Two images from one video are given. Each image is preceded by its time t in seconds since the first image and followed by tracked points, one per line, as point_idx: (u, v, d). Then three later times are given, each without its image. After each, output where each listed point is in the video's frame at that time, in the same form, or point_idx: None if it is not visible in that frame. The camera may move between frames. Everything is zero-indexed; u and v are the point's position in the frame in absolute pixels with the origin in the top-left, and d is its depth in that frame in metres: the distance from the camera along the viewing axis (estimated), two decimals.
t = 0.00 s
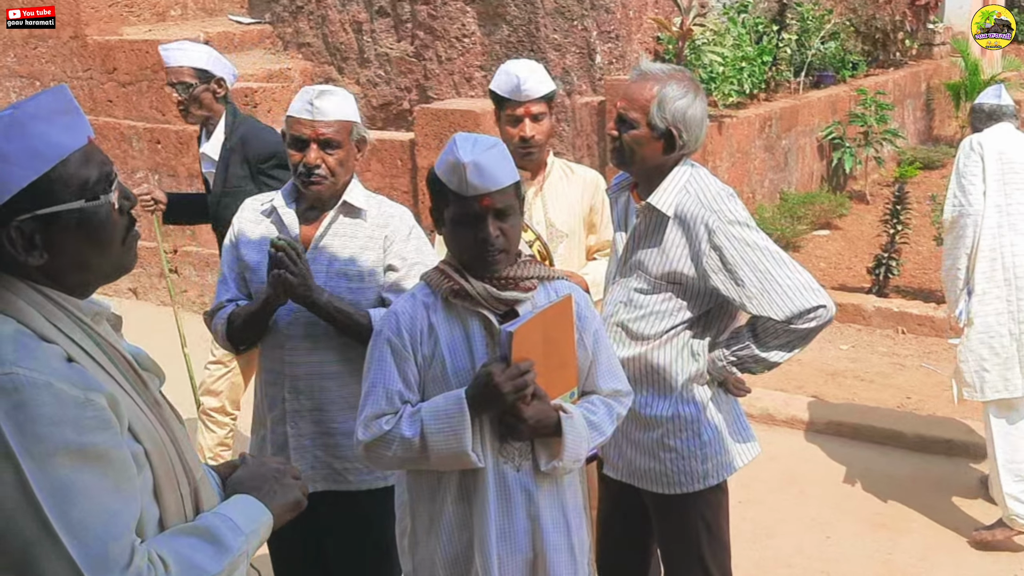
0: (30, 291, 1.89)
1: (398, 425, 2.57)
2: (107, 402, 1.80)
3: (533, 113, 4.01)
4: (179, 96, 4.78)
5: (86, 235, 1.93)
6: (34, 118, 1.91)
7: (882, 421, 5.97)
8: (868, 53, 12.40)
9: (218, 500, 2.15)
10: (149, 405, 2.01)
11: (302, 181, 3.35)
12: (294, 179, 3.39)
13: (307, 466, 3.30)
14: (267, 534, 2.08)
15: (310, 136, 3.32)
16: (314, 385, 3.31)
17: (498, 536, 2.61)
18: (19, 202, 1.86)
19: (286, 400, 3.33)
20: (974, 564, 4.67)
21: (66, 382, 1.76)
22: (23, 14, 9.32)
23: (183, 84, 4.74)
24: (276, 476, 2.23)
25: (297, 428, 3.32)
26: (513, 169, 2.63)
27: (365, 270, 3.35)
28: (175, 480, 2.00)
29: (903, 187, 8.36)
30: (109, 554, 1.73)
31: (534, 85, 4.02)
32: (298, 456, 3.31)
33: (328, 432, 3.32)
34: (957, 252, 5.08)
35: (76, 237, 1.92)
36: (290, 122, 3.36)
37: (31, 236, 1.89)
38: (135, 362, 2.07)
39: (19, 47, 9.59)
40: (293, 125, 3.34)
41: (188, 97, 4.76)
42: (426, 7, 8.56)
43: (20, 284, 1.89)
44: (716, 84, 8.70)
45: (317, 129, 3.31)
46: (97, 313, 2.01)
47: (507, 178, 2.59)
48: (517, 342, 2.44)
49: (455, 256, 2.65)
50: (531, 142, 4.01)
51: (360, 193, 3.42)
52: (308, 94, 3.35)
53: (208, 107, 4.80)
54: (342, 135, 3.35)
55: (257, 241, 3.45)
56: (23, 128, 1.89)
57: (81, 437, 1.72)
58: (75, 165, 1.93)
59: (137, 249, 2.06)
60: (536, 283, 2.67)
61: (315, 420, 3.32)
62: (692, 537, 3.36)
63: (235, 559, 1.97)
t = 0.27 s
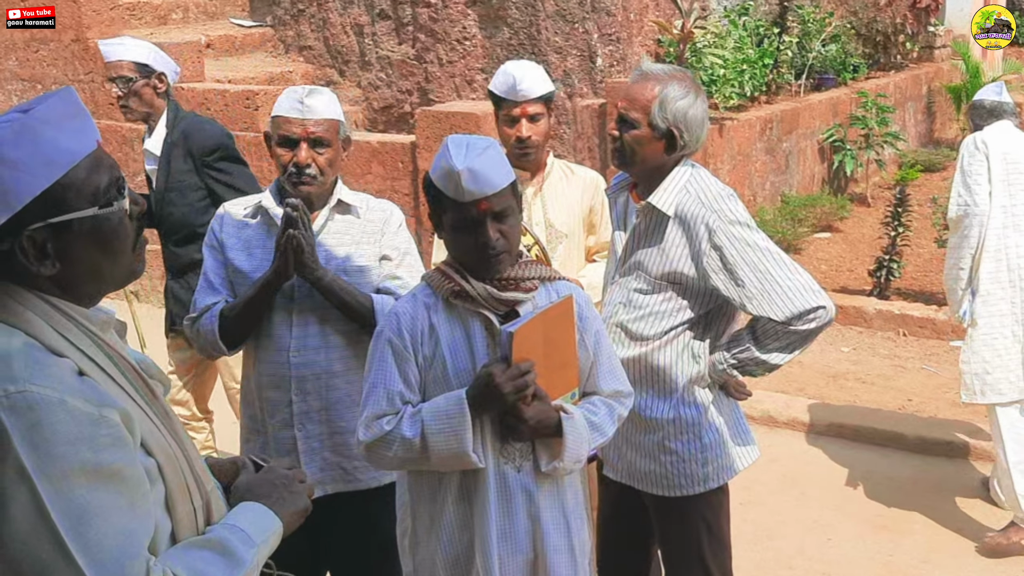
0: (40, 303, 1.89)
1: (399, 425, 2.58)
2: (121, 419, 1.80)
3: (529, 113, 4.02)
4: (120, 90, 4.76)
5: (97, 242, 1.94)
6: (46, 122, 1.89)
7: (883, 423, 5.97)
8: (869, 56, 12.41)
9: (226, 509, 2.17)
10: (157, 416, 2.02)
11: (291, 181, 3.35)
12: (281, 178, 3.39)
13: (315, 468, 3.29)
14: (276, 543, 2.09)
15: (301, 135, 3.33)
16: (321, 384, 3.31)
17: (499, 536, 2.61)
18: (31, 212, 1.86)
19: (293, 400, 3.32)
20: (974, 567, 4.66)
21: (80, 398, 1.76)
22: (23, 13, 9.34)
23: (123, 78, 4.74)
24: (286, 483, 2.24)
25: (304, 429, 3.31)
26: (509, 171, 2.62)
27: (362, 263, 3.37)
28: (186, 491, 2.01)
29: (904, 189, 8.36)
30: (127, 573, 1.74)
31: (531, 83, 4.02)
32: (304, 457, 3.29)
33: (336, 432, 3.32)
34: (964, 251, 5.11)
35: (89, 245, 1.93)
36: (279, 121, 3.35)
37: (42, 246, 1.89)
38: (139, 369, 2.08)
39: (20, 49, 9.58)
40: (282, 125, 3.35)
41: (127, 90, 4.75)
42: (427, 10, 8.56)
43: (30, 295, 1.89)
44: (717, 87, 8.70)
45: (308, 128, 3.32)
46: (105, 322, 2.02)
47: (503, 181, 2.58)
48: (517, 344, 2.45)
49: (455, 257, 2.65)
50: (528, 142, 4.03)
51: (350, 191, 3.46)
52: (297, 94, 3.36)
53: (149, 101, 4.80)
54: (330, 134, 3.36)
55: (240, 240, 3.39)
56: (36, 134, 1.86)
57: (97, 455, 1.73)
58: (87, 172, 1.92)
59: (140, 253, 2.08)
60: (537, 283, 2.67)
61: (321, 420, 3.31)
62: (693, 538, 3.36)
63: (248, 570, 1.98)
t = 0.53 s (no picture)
0: (38, 309, 1.89)
1: (399, 428, 2.58)
2: (122, 428, 1.80)
3: (526, 112, 4.03)
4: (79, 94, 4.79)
5: (97, 248, 1.94)
6: (45, 127, 1.87)
7: (883, 425, 5.97)
8: (869, 59, 12.42)
9: (229, 512, 2.17)
10: (159, 421, 2.01)
11: (255, 181, 3.33)
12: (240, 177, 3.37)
13: (311, 464, 3.29)
14: (279, 548, 2.09)
15: (261, 135, 3.30)
16: (313, 378, 3.31)
17: (499, 538, 2.61)
18: (30, 218, 1.85)
19: (285, 398, 3.29)
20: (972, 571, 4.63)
21: (80, 408, 1.76)
22: (23, 14, 9.34)
23: (81, 81, 4.77)
24: (293, 488, 2.24)
25: (299, 425, 3.29)
26: (505, 171, 2.60)
27: (339, 256, 3.46)
28: (190, 497, 2.01)
29: (904, 191, 8.35)
30: None
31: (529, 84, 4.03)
32: (302, 453, 3.29)
33: (330, 425, 3.32)
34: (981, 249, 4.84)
35: (88, 250, 1.93)
36: (237, 122, 3.31)
37: (41, 252, 1.89)
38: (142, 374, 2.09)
39: (20, 52, 9.57)
40: (241, 127, 3.30)
41: (85, 94, 4.79)
42: (427, 12, 8.56)
43: (28, 302, 1.89)
44: (718, 89, 8.70)
45: (268, 127, 3.30)
46: (104, 327, 2.02)
47: (500, 180, 2.57)
48: (516, 345, 2.43)
49: (454, 259, 2.65)
50: (525, 141, 4.04)
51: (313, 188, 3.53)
52: (252, 94, 3.33)
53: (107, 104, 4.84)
54: (291, 132, 3.35)
55: (207, 245, 3.36)
56: (34, 140, 1.85)
57: (97, 466, 1.73)
58: (86, 178, 1.92)
59: (140, 257, 2.08)
60: (537, 284, 2.67)
61: (317, 416, 3.31)
62: (694, 539, 3.37)
63: None
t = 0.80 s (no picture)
0: (31, 308, 1.89)
1: (398, 428, 2.58)
2: (119, 428, 1.80)
3: (526, 112, 4.04)
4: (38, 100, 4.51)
5: (91, 247, 1.94)
6: (35, 125, 1.88)
7: (884, 426, 5.96)
8: (868, 61, 12.43)
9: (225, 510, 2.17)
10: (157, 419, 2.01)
11: (226, 181, 3.31)
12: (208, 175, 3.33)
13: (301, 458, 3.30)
14: (273, 548, 2.11)
15: (231, 136, 3.26)
16: (298, 374, 3.32)
17: (499, 537, 2.62)
18: (23, 217, 1.85)
19: (273, 395, 3.30)
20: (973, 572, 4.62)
21: (76, 409, 1.76)
22: (23, 14, 9.37)
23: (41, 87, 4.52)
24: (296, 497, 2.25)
25: (288, 422, 3.31)
26: (503, 169, 2.60)
27: (318, 250, 3.50)
28: (187, 496, 2.01)
29: (903, 192, 8.35)
30: None
31: (527, 84, 4.04)
32: (291, 447, 3.30)
33: (316, 420, 3.34)
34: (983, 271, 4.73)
35: (80, 249, 1.93)
36: (204, 124, 3.25)
37: (34, 251, 1.88)
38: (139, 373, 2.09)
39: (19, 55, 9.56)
40: (209, 128, 3.25)
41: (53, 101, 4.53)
42: (426, 14, 8.56)
43: (21, 302, 1.89)
44: (718, 91, 8.70)
45: (238, 127, 3.26)
46: (99, 324, 2.01)
47: (497, 177, 2.56)
48: (516, 345, 2.41)
49: (453, 258, 2.65)
50: (523, 141, 4.04)
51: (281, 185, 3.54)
52: (219, 95, 3.29)
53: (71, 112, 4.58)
54: (260, 131, 3.32)
55: (180, 248, 3.35)
56: (25, 138, 1.86)
57: (92, 467, 1.73)
58: (78, 176, 1.92)
59: (134, 258, 2.08)
60: (537, 284, 2.67)
61: (303, 410, 3.33)
62: (695, 541, 3.37)
63: None
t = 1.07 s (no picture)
0: (10, 303, 1.88)
1: (383, 427, 2.58)
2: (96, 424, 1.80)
3: (512, 111, 4.04)
4: None
5: (72, 239, 1.93)
6: (13, 118, 1.88)
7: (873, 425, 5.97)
8: (855, 62, 12.49)
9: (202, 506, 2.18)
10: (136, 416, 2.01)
11: (213, 180, 3.32)
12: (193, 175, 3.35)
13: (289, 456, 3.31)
14: (250, 543, 2.11)
15: (217, 134, 3.29)
16: (287, 372, 3.34)
17: (485, 537, 2.62)
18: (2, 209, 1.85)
19: (262, 392, 3.31)
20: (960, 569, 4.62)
21: (53, 406, 1.76)
22: (18, 15, 9.29)
23: None
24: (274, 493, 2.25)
25: (276, 419, 3.33)
26: (492, 167, 2.60)
27: (303, 249, 3.51)
28: (166, 494, 2.00)
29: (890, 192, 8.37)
30: None
31: (514, 84, 4.03)
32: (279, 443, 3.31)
33: (303, 418, 3.36)
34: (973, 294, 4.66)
35: (60, 241, 1.92)
36: (190, 122, 3.28)
37: (15, 245, 1.88)
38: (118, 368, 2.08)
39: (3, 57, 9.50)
40: (196, 126, 3.28)
41: None
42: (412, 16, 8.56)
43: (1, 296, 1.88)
44: (704, 92, 8.72)
45: (224, 126, 3.29)
46: (79, 320, 2.01)
47: (485, 175, 2.56)
48: (503, 342, 2.42)
49: (438, 256, 2.65)
50: (509, 141, 4.02)
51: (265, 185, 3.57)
52: (205, 94, 3.32)
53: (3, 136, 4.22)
54: (246, 130, 3.35)
55: (166, 247, 3.34)
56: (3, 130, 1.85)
57: (69, 464, 1.73)
58: (58, 168, 1.92)
59: (115, 252, 2.07)
60: (524, 283, 2.67)
61: (291, 409, 3.35)
62: (684, 540, 3.38)
63: None
